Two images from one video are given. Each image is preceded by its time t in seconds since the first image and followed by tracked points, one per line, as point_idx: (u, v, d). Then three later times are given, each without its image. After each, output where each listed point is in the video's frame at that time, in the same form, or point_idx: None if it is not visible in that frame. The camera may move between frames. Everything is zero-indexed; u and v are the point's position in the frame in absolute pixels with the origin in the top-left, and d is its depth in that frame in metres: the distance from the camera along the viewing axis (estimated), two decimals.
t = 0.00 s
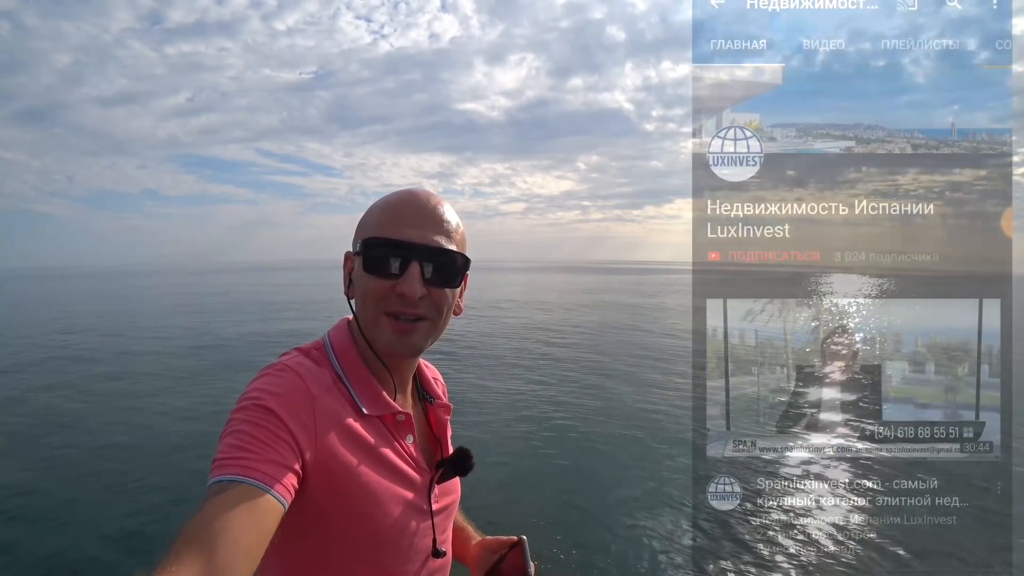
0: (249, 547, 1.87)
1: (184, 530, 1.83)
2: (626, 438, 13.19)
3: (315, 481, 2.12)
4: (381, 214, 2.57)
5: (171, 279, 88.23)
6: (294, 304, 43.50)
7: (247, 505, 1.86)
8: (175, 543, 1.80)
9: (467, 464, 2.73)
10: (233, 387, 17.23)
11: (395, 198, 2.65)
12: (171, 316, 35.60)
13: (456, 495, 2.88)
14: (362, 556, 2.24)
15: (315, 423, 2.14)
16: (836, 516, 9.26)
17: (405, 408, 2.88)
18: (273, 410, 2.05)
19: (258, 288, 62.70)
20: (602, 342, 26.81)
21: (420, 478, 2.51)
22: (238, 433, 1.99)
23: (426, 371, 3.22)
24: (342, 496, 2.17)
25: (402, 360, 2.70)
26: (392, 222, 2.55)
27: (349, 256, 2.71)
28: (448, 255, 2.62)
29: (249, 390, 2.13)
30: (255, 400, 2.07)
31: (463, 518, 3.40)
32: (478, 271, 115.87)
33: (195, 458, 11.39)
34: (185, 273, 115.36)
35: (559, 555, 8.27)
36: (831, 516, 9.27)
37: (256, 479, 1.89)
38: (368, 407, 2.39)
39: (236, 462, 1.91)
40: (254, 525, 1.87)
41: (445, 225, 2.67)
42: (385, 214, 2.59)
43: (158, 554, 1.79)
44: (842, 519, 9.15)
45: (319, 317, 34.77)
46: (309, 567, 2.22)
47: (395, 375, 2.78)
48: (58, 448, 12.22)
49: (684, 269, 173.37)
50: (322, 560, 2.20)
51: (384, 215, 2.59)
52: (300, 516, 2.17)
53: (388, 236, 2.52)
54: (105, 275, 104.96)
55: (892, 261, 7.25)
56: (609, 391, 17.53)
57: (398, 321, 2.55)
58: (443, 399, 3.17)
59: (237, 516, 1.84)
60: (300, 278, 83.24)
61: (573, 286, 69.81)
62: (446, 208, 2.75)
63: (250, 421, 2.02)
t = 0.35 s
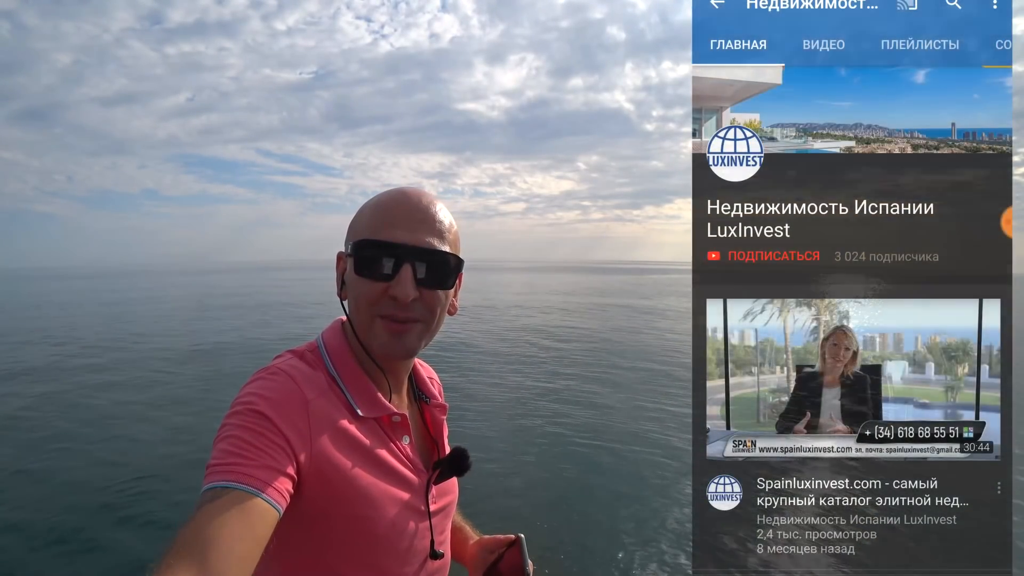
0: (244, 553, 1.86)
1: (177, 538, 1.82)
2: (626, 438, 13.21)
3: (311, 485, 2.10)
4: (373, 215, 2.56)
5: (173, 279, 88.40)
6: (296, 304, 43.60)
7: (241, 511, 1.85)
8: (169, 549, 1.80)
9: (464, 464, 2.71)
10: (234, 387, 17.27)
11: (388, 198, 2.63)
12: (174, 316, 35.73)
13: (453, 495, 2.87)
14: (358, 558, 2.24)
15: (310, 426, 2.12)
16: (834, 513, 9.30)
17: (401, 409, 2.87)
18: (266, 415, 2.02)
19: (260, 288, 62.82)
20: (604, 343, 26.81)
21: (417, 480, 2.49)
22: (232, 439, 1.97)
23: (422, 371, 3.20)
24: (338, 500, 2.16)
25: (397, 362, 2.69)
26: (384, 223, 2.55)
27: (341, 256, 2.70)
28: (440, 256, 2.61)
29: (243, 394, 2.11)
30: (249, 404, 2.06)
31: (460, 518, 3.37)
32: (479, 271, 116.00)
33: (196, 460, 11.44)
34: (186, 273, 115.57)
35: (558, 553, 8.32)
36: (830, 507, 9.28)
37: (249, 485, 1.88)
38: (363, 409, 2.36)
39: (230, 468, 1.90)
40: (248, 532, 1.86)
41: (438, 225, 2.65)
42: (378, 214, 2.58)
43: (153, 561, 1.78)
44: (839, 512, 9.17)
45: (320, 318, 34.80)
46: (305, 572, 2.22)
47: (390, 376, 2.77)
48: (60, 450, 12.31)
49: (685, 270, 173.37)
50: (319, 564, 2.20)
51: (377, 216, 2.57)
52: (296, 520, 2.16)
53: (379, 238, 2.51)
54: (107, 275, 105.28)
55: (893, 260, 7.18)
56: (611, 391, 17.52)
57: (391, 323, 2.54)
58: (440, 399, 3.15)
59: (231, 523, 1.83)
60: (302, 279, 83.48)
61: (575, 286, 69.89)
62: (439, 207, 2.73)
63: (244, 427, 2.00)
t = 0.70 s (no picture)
0: (246, 550, 1.86)
1: (179, 536, 1.82)
2: (626, 438, 13.22)
3: (311, 484, 2.10)
4: (371, 214, 2.56)
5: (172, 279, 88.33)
6: (295, 304, 43.60)
7: (242, 508, 1.85)
8: (171, 547, 1.80)
9: (463, 462, 2.71)
10: (233, 387, 17.26)
11: (387, 197, 2.63)
12: (173, 316, 35.69)
13: (452, 493, 2.87)
14: (358, 557, 2.24)
15: (310, 424, 2.12)
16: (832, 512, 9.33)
17: (399, 407, 2.86)
18: (267, 413, 2.02)
19: (259, 288, 62.70)
20: (604, 343, 26.84)
21: (417, 478, 2.49)
22: (233, 437, 1.97)
23: (421, 371, 3.20)
24: (338, 497, 2.15)
25: (396, 360, 2.69)
26: (383, 222, 2.55)
27: (340, 256, 2.69)
28: (439, 255, 2.61)
29: (243, 393, 2.11)
30: (249, 403, 2.05)
31: (459, 517, 3.38)
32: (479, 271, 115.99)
33: (195, 460, 11.42)
34: (186, 273, 115.54)
35: (558, 553, 8.32)
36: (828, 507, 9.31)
37: (251, 482, 1.88)
38: (363, 406, 2.36)
39: (231, 465, 1.90)
40: (250, 529, 1.85)
41: (436, 224, 2.65)
42: (376, 214, 2.58)
43: (155, 559, 1.78)
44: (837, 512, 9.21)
45: (320, 318, 34.78)
46: (306, 571, 2.21)
47: (389, 375, 2.77)
48: (59, 450, 12.30)
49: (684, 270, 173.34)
50: (319, 562, 2.20)
51: (376, 216, 2.57)
52: (296, 519, 2.15)
53: (379, 237, 2.51)
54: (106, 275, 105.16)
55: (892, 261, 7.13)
56: (610, 391, 17.53)
57: (391, 322, 2.54)
58: (439, 398, 3.15)
59: (232, 520, 1.83)
60: (301, 279, 83.38)
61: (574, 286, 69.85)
62: (438, 207, 2.73)
63: (244, 425, 1.99)
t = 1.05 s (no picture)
0: (251, 544, 1.85)
1: (184, 530, 1.82)
2: (625, 438, 13.22)
3: (313, 479, 2.10)
4: (370, 214, 2.56)
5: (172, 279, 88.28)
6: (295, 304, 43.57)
7: (247, 503, 1.85)
8: (176, 541, 1.79)
9: (462, 458, 2.71)
10: (233, 387, 17.24)
11: (385, 197, 2.63)
12: (172, 316, 35.65)
13: (452, 489, 2.87)
14: (359, 553, 2.23)
15: (312, 420, 2.11)
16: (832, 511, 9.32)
17: (399, 404, 2.86)
18: (269, 408, 2.01)
19: (259, 288, 62.68)
20: (603, 343, 26.83)
21: (417, 473, 2.49)
22: (235, 432, 1.96)
23: (420, 369, 3.20)
24: (340, 493, 2.15)
25: (395, 358, 2.69)
26: (382, 221, 2.54)
27: (339, 255, 2.69)
28: (438, 254, 2.61)
29: (245, 390, 2.10)
30: (252, 399, 2.04)
31: (457, 514, 3.37)
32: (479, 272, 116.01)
33: (194, 458, 11.39)
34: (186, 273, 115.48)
35: (558, 552, 8.32)
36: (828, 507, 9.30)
37: (255, 477, 1.88)
38: (363, 403, 2.36)
39: (235, 460, 1.89)
40: (255, 522, 1.85)
41: (435, 223, 2.65)
42: (375, 213, 2.58)
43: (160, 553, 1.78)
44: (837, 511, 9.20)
45: (320, 318, 34.76)
46: (308, 567, 2.21)
47: (389, 372, 2.77)
48: (58, 448, 12.26)
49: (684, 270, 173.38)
50: (322, 558, 2.19)
51: (375, 216, 2.57)
52: (298, 515, 2.15)
53: (378, 236, 2.51)
54: (106, 275, 105.18)
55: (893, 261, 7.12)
56: (610, 391, 17.51)
57: (391, 320, 2.53)
58: (437, 395, 3.15)
59: (238, 513, 1.83)
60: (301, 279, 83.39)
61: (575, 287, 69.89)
62: (436, 207, 2.73)
63: (247, 420, 1.99)
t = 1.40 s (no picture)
0: (263, 540, 1.85)
1: (195, 526, 1.81)
2: (625, 438, 13.21)
3: (321, 477, 2.08)
4: (375, 214, 2.55)
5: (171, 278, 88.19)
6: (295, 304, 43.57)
7: (258, 499, 1.84)
8: (188, 536, 1.79)
9: (465, 454, 2.70)
10: (233, 387, 17.24)
11: (390, 198, 2.62)
12: (173, 316, 35.67)
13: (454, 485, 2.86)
14: (365, 549, 2.23)
15: (320, 417, 2.10)
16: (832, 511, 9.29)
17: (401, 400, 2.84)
18: (278, 406, 2.01)
19: (260, 288, 62.69)
20: (603, 343, 26.83)
21: (422, 470, 2.48)
22: (245, 430, 1.95)
23: (421, 366, 3.18)
24: (347, 490, 2.14)
25: (400, 357, 2.68)
26: (387, 222, 2.54)
27: (344, 255, 2.68)
28: (442, 254, 2.60)
29: (253, 388, 2.09)
30: (261, 397, 2.03)
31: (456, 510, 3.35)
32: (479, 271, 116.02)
33: (193, 457, 11.38)
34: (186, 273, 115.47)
35: (557, 552, 8.32)
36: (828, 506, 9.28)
37: (265, 473, 1.87)
38: (369, 401, 2.35)
39: (245, 457, 1.88)
40: (266, 518, 1.84)
41: (439, 224, 2.65)
42: (380, 214, 2.57)
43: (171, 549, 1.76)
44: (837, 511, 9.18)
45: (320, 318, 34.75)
46: (314, 565, 2.20)
47: (392, 370, 2.76)
48: (57, 446, 12.27)
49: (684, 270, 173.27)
50: (329, 555, 2.18)
51: (380, 216, 2.56)
52: (306, 512, 2.13)
53: (384, 237, 2.50)
54: (105, 274, 105.11)
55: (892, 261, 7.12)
56: (610, 391, 17.49)
57: (396, 320, 2.52)
58: (438, 392, 3.13)
59: (250, 508, 1.82)
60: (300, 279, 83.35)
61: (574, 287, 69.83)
62: (440, 207, 2.72)
63: (257, 418, 1.98)
